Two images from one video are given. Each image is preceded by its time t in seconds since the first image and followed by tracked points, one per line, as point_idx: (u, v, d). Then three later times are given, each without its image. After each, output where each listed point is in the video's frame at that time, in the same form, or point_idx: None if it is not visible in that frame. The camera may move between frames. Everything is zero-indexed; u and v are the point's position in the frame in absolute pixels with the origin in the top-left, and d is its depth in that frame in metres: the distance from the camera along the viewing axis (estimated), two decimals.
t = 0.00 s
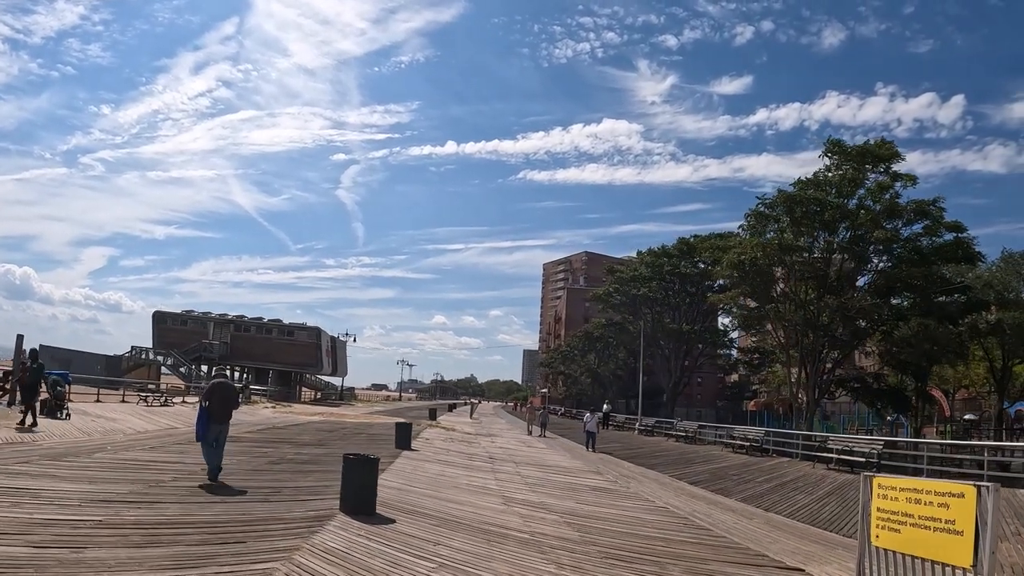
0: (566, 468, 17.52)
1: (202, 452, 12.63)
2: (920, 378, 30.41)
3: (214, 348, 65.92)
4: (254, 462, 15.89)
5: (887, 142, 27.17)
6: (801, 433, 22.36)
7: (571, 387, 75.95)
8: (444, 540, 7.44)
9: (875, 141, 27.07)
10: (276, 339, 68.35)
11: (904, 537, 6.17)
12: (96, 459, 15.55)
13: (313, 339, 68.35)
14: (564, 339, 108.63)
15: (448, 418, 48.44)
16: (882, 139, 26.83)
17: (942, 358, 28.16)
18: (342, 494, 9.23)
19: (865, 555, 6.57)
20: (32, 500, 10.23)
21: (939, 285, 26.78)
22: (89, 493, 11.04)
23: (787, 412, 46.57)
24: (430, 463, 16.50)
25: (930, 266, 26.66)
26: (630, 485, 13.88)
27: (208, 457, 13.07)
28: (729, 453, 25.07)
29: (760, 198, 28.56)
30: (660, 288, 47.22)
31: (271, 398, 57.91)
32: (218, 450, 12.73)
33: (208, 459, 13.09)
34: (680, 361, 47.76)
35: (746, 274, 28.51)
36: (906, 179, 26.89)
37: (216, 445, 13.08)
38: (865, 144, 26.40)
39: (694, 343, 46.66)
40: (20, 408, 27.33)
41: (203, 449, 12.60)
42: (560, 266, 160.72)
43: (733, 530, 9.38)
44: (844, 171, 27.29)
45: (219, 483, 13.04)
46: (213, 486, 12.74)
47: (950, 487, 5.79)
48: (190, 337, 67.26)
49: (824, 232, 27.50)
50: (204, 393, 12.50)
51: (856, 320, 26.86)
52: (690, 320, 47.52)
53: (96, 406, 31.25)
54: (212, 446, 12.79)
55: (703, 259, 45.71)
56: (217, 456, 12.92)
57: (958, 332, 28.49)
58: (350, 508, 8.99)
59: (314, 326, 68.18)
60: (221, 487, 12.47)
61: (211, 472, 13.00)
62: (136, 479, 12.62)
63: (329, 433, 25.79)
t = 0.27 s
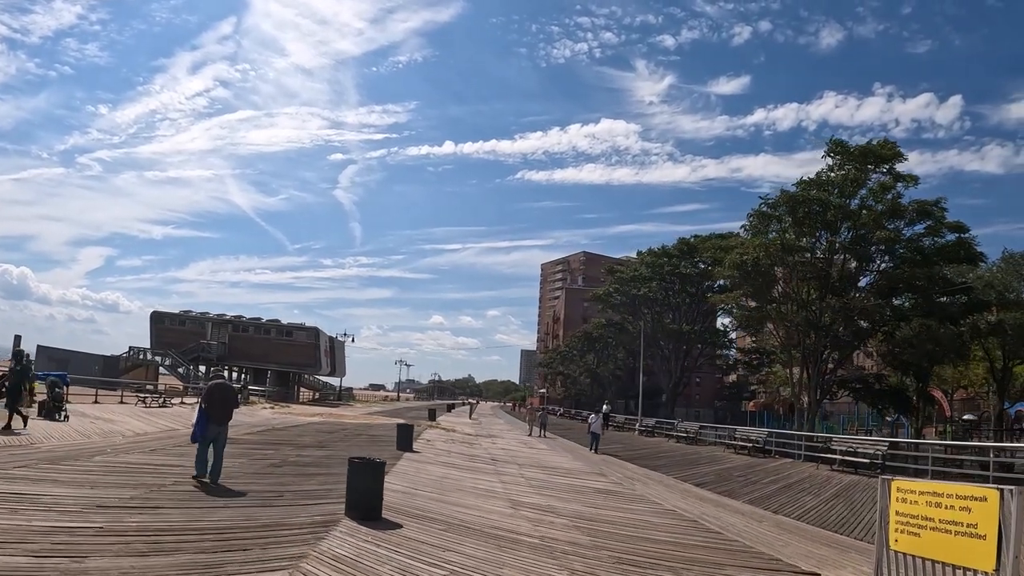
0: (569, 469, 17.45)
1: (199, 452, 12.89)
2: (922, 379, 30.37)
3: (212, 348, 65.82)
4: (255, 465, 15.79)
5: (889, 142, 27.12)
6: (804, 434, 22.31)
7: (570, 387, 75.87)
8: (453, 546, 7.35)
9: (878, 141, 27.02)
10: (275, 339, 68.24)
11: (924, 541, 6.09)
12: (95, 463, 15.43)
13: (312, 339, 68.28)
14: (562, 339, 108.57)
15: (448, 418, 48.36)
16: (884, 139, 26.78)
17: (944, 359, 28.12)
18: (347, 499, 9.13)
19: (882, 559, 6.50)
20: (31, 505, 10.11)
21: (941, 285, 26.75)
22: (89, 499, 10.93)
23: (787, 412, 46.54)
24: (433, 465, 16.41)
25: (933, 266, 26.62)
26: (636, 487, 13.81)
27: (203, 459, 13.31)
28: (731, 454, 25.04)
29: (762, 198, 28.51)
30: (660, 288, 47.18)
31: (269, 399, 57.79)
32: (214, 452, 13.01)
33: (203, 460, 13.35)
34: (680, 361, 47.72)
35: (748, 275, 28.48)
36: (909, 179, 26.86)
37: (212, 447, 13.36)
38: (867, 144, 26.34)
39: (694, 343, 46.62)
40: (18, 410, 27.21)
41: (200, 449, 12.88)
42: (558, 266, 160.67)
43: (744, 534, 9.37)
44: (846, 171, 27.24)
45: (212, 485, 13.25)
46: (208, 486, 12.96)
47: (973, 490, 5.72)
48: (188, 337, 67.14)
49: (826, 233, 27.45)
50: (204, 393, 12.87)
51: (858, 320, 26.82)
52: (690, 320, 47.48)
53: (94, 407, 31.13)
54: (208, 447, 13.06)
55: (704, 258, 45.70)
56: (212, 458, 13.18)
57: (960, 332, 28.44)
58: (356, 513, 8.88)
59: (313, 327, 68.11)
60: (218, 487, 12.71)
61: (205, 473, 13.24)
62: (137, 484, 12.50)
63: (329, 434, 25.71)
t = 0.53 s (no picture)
0: (572, 469, 17.38)
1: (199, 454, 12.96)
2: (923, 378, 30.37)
3: (210, 348, 65.70)
4: (257, 466, 15.72)
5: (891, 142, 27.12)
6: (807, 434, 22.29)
7: (569, 387, 75.88)
8: (462, 550, 7.30)
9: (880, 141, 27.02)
10: (274, 339, 68.13)
11: (942, 542, 6.11)
12: (96, 465, 15.32)
13: (310, 338, 68.17)
14: (560, 338, 108.59)
15: (447, 418, 48.29)
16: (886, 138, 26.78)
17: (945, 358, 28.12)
18: (353, 501, 9.04)
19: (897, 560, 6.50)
20: (34, 510, 10.01)
21: (942, 285, 26.77)
22: (91, 502, 10.83)
23: (787, 412, 46.55)
24: (436, 465, 16.35)
25: (934, 266, 26.64)
26: (641, 488, 13.81)
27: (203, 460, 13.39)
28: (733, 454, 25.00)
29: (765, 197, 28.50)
30: (659, 287, 47.14)
31: (268, 399, 57.66)
32: (214, 453, 13.07)
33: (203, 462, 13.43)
34: (680, 360, 47.69)
35: (750, 274, 28.47)
36: (910, 178, 26.88)
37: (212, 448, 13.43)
38: (870, 143, 26.32)
39: (694, 342, 46.59)
40: (16, 411, 27.08)
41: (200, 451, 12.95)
42: (556, 265, 160.60)
43: (754, 535, 9.39)
44: (848, 170, 27.23)
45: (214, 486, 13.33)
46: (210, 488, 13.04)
47: (993, 492, 5.77)
48: (186, 337, 66.97)
49: (828, 232, 27.46)
50: (200, 395, 12.91)
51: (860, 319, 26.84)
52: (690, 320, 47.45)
53: (93, 408, 30.99)
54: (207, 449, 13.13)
55: (704, 257, 45.68)
56: (212, 459, 13.25)
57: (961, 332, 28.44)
58: (362, 516, 8.80)
59: (312, 326, 68.01)
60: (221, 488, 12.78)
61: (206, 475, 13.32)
62: (138, 486, 12.40)
63: (330, 434, 25.65)
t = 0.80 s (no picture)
0: (577, 469, 17.38)
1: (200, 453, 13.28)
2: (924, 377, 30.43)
3: (209, 347, 65.64)
4: (261, 466, 15.67)
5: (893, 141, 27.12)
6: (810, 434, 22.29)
7: (568, 386, 75.89)
8: (476, 549, 7.29)
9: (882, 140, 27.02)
10: (273, 338, 68.08)
11: (960, 538, 6.18)
12: (100, 466, 15.26)
13: (309, 338, 68.16)
14: (559, 338, 108.60)
15: (447, 417, 48.25)
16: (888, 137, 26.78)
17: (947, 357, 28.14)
18: (363, 502, 8.96)
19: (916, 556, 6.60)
20: (41, 513, 9.95)
21: (944, 284, 26.81)
22: (97, 504, 10.77)
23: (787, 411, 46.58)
24: (441, 465, 16.33)
25: (936, 265, 26.67)
26: (648, 487, 13.86)
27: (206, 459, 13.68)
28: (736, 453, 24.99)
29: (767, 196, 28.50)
30: (659, 286, 47.17)
31: (267, 399, 57.60)
32: (214, 450, 13.38)
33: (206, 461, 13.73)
34: (680, 360, 47.71)
35: (751, 273, 28.52)
36: (912, 177, 26.90)
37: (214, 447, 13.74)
38: (872, 142, 26.34)
39: (694, 341, 46.59)
40: (16, 411, 27.02)
41: (201, 449, 13.27)
42: (554, 265, 160.59)
43: (766, 534, 9.46)
44: (850, 169, 27.25)
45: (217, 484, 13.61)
46: (211, 485, 13.33)
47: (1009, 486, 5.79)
48: (185, 336, 66.90)
49: (830, 231, 27.48)
50: (197, 394, 13.20)
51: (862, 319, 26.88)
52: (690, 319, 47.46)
53: (93, 408, 30.93)
54: (209, 447, 13.43)
55: (705, 257, 45.70)
56: (214, 457, 13.55)
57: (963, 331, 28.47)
58: (372, 516, 8.75)
59: (311, 326, 67.98)
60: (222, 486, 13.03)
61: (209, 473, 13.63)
62: (143, 487, 12.34)
63: (332, 433, 25.60)
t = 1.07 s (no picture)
0: (585, 469, 17.38)
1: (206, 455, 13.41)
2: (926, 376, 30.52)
3: (209, 348, 65.57)
4: (269, 468, 15.65)
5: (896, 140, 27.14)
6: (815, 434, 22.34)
7: (568, 386, 75.95)
8: (495, 553, 7.26)
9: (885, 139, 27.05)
10: (273, 339, 68.09)
11: (983, 536, 6.22)
12: (106, 469, 15.20)
13: (310, 338, 68.32)
14: (558, 338, 108.67)
15: (448, 418, 48.22)
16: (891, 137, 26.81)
17: (949, 357, 28.20)
18: (377, 506, 8.89)
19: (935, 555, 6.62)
20: (52, 519, 9.88)
21: (946, 283, 26.86)
22: (108, 508, 10.70)
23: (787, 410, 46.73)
24: (448, 466, 16.35)
25: (938, 265, 26.71)
26: (658, 487, 13.92)
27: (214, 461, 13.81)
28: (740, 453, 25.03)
29: (771, 195, 28.53)
30: (660, 286, 47.21)
31: (267, 399, 57.53)
32: (220, 451, 13.50)
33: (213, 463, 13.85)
34: (681, 360, 47.77)
35: (754, 272, 28.59)
36: (915, 177, 26.94)
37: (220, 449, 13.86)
38: (875, 142, 26.38)
39: (695, 341, 46.65)
40: (18, 413, 26.92)
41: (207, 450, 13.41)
42: (552, 265, 160.70)
43: (781, 533, 9.53)
44: (853, 169, 27.28)
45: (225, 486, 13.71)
46: (218, 486, 13.43)
47: None
48: (184, 337, 66.93)
49: (833, 231, 27.50)
50: (205, 395, 13.34)
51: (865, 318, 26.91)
52: (691, 319, 47.53)
53: (95, 409, 30.83)
54: (215, 449, 13.56)
55: (706, 257, 45.75)
56: (221, 459, 13.66)
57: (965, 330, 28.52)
58: (387, 519, 8.69)
59: (312, 326, 68.10)
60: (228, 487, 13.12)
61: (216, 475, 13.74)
62: (152, 491, 12.26)
63: (335, 435, 25.57)
